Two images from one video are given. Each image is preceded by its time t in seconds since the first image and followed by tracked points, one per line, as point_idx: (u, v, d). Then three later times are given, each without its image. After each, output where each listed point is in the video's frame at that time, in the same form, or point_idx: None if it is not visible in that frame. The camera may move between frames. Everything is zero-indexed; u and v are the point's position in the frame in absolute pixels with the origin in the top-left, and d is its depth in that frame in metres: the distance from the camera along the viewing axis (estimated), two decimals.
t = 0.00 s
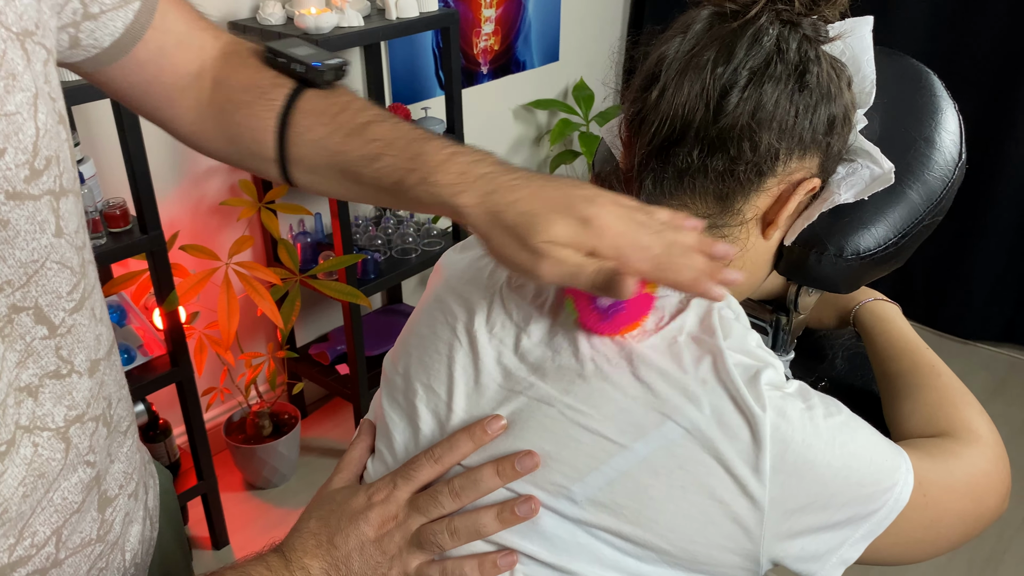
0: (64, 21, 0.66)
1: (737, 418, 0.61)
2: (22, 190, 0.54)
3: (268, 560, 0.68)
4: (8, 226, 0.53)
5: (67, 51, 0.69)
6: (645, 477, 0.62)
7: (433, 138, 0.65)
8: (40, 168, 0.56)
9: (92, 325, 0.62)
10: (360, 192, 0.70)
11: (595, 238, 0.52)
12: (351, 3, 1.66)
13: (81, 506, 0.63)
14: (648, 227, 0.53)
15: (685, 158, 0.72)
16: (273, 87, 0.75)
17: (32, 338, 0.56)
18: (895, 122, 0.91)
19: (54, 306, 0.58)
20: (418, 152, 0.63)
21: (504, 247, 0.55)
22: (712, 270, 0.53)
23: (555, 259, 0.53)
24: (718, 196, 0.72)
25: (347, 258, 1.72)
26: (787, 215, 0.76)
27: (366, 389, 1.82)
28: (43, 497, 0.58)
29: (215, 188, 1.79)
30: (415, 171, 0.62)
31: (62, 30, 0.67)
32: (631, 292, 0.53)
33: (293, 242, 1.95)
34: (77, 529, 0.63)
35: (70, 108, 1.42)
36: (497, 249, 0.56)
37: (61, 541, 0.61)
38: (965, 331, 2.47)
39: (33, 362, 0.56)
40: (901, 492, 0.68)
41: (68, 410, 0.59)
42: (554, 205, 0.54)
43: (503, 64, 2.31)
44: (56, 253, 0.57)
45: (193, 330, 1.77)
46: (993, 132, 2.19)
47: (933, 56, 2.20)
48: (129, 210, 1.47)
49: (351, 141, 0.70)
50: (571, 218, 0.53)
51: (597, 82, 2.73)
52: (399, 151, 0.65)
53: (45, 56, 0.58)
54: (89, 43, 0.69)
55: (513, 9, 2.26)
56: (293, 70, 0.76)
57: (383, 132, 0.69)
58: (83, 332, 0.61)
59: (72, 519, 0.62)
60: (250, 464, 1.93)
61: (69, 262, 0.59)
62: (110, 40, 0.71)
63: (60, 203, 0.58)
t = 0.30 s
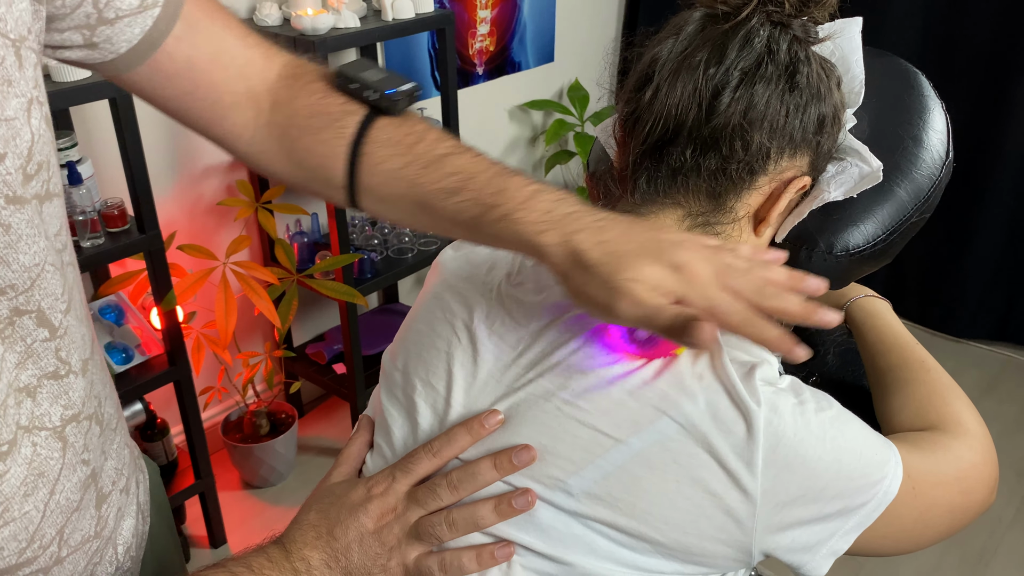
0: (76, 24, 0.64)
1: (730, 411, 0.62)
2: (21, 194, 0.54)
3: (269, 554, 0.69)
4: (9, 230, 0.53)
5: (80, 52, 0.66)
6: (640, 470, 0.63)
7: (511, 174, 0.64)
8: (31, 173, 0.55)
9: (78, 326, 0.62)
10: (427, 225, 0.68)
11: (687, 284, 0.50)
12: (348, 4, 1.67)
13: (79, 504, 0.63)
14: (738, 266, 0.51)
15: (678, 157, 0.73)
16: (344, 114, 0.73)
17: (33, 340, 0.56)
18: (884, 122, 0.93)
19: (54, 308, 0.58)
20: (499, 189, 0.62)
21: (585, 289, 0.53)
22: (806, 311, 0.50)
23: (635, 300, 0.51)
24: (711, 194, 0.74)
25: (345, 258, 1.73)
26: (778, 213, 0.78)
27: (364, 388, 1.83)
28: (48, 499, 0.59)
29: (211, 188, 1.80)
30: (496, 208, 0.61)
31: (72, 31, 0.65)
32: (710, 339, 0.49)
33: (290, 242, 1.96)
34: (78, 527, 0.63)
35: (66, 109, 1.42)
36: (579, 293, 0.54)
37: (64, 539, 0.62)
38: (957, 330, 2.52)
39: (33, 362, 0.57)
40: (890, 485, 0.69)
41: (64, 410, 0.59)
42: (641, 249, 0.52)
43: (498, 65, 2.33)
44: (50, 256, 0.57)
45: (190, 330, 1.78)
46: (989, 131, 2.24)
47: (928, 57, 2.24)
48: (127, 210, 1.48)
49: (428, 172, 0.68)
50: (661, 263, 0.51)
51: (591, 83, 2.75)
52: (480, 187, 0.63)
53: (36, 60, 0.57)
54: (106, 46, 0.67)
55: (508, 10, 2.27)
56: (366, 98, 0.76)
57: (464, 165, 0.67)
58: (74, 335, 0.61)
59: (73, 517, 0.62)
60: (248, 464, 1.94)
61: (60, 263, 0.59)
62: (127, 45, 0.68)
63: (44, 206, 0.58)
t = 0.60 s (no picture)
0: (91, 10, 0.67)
1: (724, 405, 0.64)
2: (30, 189, 0.55)
3: (274, 547, 0.70)
4: (17, 225, 0.55)
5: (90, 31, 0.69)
6: (637, 461, 0.64)
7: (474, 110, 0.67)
8: (42, 168, 0.56)
9: (86, 321, 0.63)
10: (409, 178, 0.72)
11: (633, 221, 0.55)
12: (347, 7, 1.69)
13: (85, 498, 0.64)
14: (680, 219, 0.56)
15: (674, 156, 0.74)
16: (347, 70, 0.76)
17: (45, 334, 0.58)
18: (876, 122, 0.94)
19: (63, 302, 0.59)
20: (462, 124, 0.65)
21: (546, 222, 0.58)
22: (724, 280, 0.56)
23: (595, 242, 0.56)
24: (706, 192, 0.75)
25: (345, 260, 1.74)
26: (772, 212, 0.79)
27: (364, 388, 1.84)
28: (48, 489, 0.59)
29: (212, 190, 1.81)
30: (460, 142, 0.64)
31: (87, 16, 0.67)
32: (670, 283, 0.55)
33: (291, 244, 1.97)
34: (85, 520, 0.64)
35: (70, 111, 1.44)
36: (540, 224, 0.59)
37: (69, 531, 0.63)
38: (956, 330, 2.55)
39: (45, 357, 0.58)
40: (883, 477, 0.70)
41: (76, 404, 0.61)
42: (599, 187, 0.56)
43: (496, 68, 2.35)
44: (60, 251, 0.58)
45: (192, 332, 1.79)
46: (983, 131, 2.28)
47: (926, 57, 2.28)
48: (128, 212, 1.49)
49: (394, 115, 0.71)
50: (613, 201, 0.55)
51: (590, 87, 2.77)
52: (444, 123, 0.67)
53: (45, 58, 0.58)
54: (115, 23, 0.70)
55: (506, 13, 2.29)
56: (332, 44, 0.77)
57: (427, 105, 0.70)
58: (80, 331, 0.62)
59: (78, 512, 0.63)
60: (248, 464, 1.95)
61: (70, 259, 0.60)
62: (137, 18, 0.71)
63: (59, 202, 0.59)
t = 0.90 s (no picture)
0: (105, 27, 0.67)
1: (717, 403, 0.65)
2: (38, 197, 0.56)
3: (274, 543, 0.71)
4: (27, 232, 0.55)
5: (109, 48, 0.69)
6: (633, 459, 0.65)
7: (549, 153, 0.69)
8: (48, 177, 0.57)
9: (86, 325, 0.64)
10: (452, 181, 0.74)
11: (712, 272, 0.58)
12: (347, 12, 1.72)
13: (85, 497, 0.65)
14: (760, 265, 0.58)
15: (668, 159, 0.76)
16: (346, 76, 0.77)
17: (47, 339, 0.59)
18: (868, 125, 0.95)
19: (67, 307, 0.60)
20: (541, 167, 0.68)
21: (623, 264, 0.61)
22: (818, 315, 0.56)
23: (670, 279, 0.58)
24: (700, 195, 0.76)
25: (345, 262, 1.75)
26: (766, 213, 0.80)
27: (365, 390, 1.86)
28: (55, 492, 0.61)
29: (212, 194, 1.83)
30: (539, 184, 0.67)
31: (102, 33, 0.67)
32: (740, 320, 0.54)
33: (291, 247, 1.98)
34: (86, 520, 0.65)
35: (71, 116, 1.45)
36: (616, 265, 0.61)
37: (74, 530, 0.64)
38: (951, 330, 2.57)
39: (48, 361, 0.59)
40: (875, 475, 0.71)
41: (75, 407, 0.62)
42: (677, 236, 0.60)
43: (495, 72, 2.37)
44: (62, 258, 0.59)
45: (192, 334, 1.80)
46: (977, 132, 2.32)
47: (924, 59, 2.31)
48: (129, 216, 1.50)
49: (470, 155, 0.72)
50: (690, 251, 0.59)
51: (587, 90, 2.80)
52: (523, 165, 0.69)
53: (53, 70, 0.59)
54: (135, 44, 0.70)
55: (505, 18, 2.31)
56: (404, 82, 0.77)
57: (502, 146, 0.72)
58: (82, 335, 0.63)
59: (78, 511, 0.64)
60: (249, 466, 1.95)
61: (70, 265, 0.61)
62: (154, 42, 0.70)
63: (59, 209, 0.60)
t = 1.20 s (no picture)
0: (110, 16, 0.68)
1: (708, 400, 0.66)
2: (40, 198, 0.58)
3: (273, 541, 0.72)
4: (28, 230, 0.57)
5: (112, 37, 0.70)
6: (626, 455, 0.66)
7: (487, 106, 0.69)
8: (53, 176, 0.59)
9: (91, 322, 0.66)
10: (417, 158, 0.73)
11: (637, 233, 0.57)
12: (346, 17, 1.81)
13: (89, 494, 0.66)
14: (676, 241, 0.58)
15: (660, 161, 0.77)
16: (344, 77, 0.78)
17: (51, 335, 0.60)
18: (859, 127, 0.96)
19: (71, 305, 0.61)
20: (477, 116, 0.66)
21: (552, 215, 0.58)
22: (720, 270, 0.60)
23: (596, 245, 0.58)
24: (691, 197, 0.77)
25: (345, 266, 1.76)
26: (757, 215, 0.81)
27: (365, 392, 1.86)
28: (51, 481, 0.61)
29: (213, 199, 1.84)
30: (475, 132, 0.65)
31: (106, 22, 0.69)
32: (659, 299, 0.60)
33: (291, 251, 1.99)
34: (86, 520, 0.66)
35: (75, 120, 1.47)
36: (547, 218, 0.59)
37: (74, 530, 0.65)
38: (951, 333, 2.58)
39: (53, 357, 0.60)
40: (866, 471, 0.72)
41: (80, 403, 0.63)
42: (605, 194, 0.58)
43: (494, 76, 2.42)
44: (68, 256, 0.61)
45: (193, 338, 1.81)
46: (974, 136, 2.34)
47: (917, 62, 2.36)
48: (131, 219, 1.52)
49: (410, 107, 0.73)
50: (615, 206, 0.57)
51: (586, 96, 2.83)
52: (459, 116, 0.68)
53: (57, 70, 0.60)
54: (135, 30, 0.71)
55: (504, 22, 2.37)
56: (349, 40, 0.78)
57: (440, 98, 0.72)
58: (87, 327, 0.64)
59: (82, 506, 0.65)
60: (250, 469, 1.96)
61: (77, 263, 0.62)
62: (153, 26, 0.73)
63: (69, 208, 0.61)
